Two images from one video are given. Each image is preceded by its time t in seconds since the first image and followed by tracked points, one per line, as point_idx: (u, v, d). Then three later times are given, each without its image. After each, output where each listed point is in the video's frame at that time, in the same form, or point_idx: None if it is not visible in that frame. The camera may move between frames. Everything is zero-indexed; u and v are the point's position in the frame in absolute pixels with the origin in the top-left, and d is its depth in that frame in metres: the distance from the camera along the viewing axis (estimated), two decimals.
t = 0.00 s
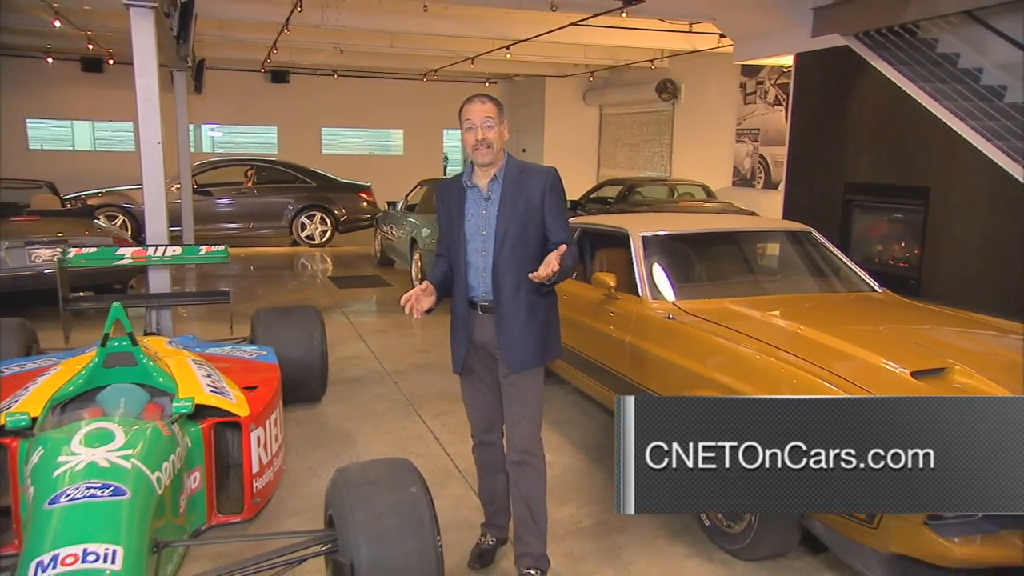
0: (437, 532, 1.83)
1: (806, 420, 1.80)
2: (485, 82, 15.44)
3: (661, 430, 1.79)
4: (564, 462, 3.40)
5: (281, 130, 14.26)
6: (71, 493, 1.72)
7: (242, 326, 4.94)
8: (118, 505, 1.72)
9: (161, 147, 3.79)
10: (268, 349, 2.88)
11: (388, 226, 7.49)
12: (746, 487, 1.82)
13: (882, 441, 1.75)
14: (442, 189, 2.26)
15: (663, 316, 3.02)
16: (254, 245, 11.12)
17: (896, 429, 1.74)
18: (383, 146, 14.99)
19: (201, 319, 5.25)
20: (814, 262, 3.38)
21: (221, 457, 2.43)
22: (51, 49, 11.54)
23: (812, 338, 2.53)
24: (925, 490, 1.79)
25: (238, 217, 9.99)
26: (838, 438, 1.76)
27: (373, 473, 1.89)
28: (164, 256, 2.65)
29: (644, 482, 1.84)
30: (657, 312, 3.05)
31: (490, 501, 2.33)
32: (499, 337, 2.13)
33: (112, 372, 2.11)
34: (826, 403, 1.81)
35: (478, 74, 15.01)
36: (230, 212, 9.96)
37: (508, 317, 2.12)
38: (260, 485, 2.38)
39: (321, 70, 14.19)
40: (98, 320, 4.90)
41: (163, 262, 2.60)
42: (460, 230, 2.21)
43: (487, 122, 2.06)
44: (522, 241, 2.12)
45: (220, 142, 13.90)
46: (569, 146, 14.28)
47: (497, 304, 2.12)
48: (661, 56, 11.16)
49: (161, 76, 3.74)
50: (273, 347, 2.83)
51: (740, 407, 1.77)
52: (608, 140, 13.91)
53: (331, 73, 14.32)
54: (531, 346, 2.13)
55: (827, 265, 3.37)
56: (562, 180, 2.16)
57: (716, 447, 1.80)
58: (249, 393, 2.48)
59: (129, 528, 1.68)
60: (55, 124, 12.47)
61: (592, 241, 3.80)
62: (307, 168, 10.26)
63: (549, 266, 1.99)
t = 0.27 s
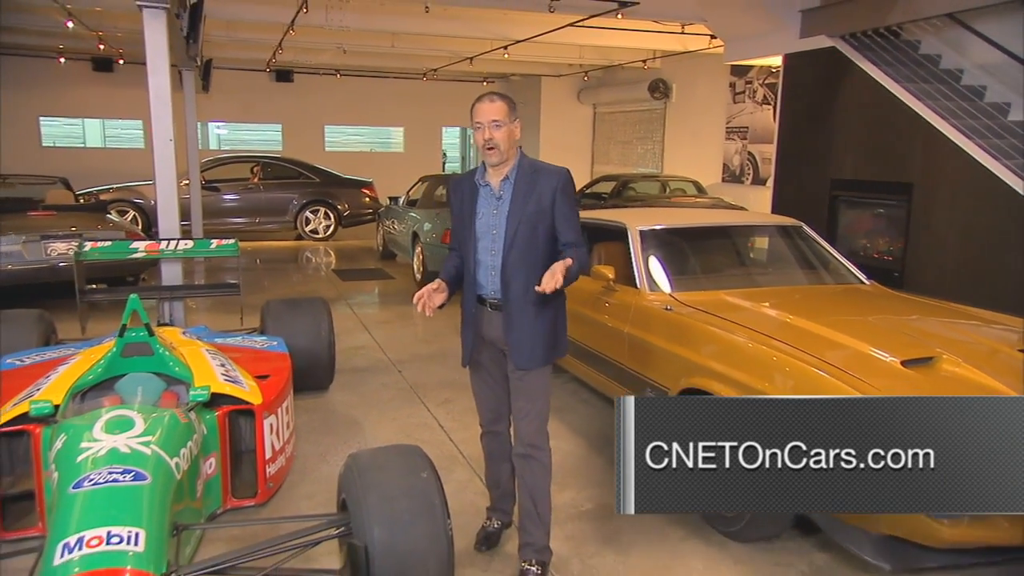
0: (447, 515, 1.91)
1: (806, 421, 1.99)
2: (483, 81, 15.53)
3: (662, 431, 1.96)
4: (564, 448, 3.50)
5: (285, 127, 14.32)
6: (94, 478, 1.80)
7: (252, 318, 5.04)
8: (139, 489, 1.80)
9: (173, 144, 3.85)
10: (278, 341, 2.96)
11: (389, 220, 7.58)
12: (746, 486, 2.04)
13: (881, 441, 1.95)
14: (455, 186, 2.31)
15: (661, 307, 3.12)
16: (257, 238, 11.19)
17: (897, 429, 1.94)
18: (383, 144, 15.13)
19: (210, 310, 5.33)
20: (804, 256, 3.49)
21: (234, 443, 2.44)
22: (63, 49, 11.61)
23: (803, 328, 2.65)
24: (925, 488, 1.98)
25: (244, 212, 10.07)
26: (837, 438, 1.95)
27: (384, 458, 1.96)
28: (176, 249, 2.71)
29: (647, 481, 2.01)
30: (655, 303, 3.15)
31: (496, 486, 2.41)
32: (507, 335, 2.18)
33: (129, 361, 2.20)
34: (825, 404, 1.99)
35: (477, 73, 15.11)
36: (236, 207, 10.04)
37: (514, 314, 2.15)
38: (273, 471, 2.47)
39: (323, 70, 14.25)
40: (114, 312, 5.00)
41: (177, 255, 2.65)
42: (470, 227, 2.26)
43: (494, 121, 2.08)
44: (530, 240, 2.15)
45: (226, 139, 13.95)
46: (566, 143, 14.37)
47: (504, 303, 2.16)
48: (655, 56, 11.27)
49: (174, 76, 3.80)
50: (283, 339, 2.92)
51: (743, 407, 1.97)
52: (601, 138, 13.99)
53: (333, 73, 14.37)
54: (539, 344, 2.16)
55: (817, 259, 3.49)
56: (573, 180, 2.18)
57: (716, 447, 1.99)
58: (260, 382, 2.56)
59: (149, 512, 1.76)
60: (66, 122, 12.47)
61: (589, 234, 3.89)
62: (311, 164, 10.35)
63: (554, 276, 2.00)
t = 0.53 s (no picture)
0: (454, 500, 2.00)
1: (805, 421, 2.03)
2: (480, 79, 15.64)
3: (662, 431, 2.00)
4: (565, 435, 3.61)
5: (288, 124, 14.44)
6: (113, 464, 1.88)
7: (259, 309, 5.15)
8: (155, 475, 1.88)
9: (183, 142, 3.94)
10: (286, 331, 3.05)
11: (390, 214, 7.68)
12: (746, 486, 2.05)
13: (881, 441, 1.97)
14: (472, 178, 2.35)
15: (657, 299, 3.22)
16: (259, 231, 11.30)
17: (896, 429, 1.96)
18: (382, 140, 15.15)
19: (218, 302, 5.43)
20: (794, 249, 3.62)
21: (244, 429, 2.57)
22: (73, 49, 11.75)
23: (794, 319, 2.76)
24: (924, 488, 1.99)
25: (248, 206, 10.18)
26: (837, 438, 1.99)
27: (394, 446, 2.04)
28: (186, 242, 2.80)
29: (647, 481, 2.06)
30: (652, 295, 3.25)
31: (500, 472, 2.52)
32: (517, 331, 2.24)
33: (143, 351, 2.28)
34: (826, 404, 2.04)
35: (474, 72, 15.24)
36: (240, 202, 10.16)
37: (524, 310, 2.21)
38: (282, 457, 2.56)
39: (325, 68, 14.35)
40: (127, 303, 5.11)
41: (188, 248, 2.72)
42: (484, 220, 2.31)
43: (512, 118, 2.13)
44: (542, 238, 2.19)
45: (230, 136, 14.10)
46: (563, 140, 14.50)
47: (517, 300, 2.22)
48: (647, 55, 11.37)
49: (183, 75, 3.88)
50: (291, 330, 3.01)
51: (744, 408, 2.01)
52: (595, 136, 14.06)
53: (334, 71, 14.47)
54: (547, 342, 2.22)
55: (806, 251, 3.62)
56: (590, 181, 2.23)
57: (716, 447, 2.03)
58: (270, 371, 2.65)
59: (166, 497, 1.83)
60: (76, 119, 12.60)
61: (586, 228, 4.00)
62: (313, 160, 10.45)
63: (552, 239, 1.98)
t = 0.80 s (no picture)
0: (457, 487, 2.06)
1: (806, 422, 2.19)
2: (474, 79, 15.77)
3: (662, 431, 2.14)
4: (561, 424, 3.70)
5: (287, 123, 14.60)
6: (125, 453, 1.95)
7: (261, 303, 5.24)
8: (165, 464, 1.95)
9: (187, 141, 4.01)
10: (289, 324, 3.12)
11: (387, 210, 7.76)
12: (746, 486, 2.21)
13: (880, 442, 2.15)
14: (486, 174, 2.41)
15: (649, 292, 3.33)
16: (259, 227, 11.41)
17: (897, 432, 2.15)
18: (378, 138, 15.36)
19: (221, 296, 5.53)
20: (780, 243, 3.73)
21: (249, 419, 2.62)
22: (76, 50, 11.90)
23: (782, 311, 2.88)
24: (922, 485, 2.21)
25: (249, 203, 10.29)
26: (836, 439, 2.15)
27: (397, 433, 2.10)
28: (191, 238, 2.86)
29: (650, 478, 2.20)
30: (643, 288, 3.36)
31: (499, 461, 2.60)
32: (519, 327, 2.31)
33: (151, 344, 2.35)
34: (824, 405, 2.19)
35: (469, 73, 15.37)
36: (241, 199, 10.25)
37: (529, 308, 2.26)
38: (287, 447, 2.65)
39: (323, 69, 14.48)
40: (133, 296, 5.21)
41: (192, 244, 2.79)
42: (495, 217, 2.37)
43: (520, 116, 2.15)
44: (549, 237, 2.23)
45: (231, 135, 14.27)
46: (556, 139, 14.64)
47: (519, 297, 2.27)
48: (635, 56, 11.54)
49: (186, 75, 3.94)
50: (294, 322, 3.08)
51: (744, 409, 2.18)
52: (585, 134, 14.14)
53: (332, 71, 14.61)
54: (551, 340, 2.27)
55: (790, 245, 3.72)
56: (599, 183, 2.24)
57: (716, 447, 2.18)
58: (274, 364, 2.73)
59: (176, 485, 1.90)
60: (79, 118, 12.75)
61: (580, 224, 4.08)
62: (312, 157, 10.51)
63: (528, 243, 1.98)
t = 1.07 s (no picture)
0: (454, 477, 2.11)
1: (807, 420, 1.82)
2: (463, 81, 15.93)
3: (661, 431, 1.81)
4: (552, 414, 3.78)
5: (281, 123, 14.70)
6: (129, 445, 2.01)
7: (258, 298, 5.30)
8: (169, 455, 2.02)
9: (184, 142, 4.07)
10: (287, 319, 3.18)
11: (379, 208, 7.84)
12: (746, 487, 1.84)
13: (882, 441, 1.78)
14: (490, 168, 2.44)
15: (636, 286, 3.43)
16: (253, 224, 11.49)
17: (899, 430, 1.77)
18: (370, 138, 15.57)
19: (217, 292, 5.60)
20: (760, 239, 3.86)
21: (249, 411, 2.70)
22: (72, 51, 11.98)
23: (764, 303, 2.98)
24: (924, 490, 1.82)
25: (243, 201, 10.35)
26: (837, 438, 1.78)
27: (394, 424, 2.15)
28: (190, 235, 2.93)
29: (646, 481, 1.86)
30: (630, 282, 3.46)
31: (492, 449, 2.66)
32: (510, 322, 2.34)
33: (152, 338, 2.42)
34: (824, 404, 1.82)
35: (459, 74, 15.51)
36: (235, 197, 10.28)
37: (520, 303, 2.29)
38: (286, 438, 2.71)
39: (315, 70, 14.58)
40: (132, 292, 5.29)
41: (190, 241, 2.88)
42: (494, 213, 2.41)
43: (528, 112, 2.19)
44: (542, 235, 2.26)
45: (226, 134, 14.35)
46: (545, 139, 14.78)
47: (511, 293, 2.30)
48: (619, 57, 11.76)
49: (183, 77, 4.00)
50: (292, 317, 3.15)
51: (743, 407, 1.78)
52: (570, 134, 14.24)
53: (324, 72, 14.72)
54: (541, 336, 2.31)
55: (770, 241, 3.86)
56: (598, 187, 2.26)
57: (716, 447, 1.83)
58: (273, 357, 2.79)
59: (180, 475, 1.96)
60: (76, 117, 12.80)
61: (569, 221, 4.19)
62: (305, 155, 10.57)
63: (515, 258, 2.05)
